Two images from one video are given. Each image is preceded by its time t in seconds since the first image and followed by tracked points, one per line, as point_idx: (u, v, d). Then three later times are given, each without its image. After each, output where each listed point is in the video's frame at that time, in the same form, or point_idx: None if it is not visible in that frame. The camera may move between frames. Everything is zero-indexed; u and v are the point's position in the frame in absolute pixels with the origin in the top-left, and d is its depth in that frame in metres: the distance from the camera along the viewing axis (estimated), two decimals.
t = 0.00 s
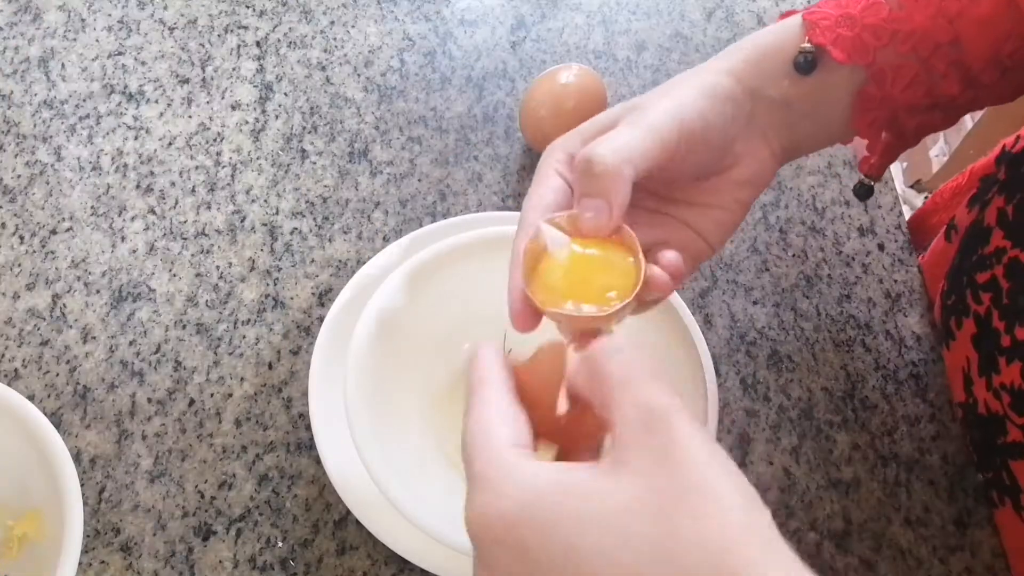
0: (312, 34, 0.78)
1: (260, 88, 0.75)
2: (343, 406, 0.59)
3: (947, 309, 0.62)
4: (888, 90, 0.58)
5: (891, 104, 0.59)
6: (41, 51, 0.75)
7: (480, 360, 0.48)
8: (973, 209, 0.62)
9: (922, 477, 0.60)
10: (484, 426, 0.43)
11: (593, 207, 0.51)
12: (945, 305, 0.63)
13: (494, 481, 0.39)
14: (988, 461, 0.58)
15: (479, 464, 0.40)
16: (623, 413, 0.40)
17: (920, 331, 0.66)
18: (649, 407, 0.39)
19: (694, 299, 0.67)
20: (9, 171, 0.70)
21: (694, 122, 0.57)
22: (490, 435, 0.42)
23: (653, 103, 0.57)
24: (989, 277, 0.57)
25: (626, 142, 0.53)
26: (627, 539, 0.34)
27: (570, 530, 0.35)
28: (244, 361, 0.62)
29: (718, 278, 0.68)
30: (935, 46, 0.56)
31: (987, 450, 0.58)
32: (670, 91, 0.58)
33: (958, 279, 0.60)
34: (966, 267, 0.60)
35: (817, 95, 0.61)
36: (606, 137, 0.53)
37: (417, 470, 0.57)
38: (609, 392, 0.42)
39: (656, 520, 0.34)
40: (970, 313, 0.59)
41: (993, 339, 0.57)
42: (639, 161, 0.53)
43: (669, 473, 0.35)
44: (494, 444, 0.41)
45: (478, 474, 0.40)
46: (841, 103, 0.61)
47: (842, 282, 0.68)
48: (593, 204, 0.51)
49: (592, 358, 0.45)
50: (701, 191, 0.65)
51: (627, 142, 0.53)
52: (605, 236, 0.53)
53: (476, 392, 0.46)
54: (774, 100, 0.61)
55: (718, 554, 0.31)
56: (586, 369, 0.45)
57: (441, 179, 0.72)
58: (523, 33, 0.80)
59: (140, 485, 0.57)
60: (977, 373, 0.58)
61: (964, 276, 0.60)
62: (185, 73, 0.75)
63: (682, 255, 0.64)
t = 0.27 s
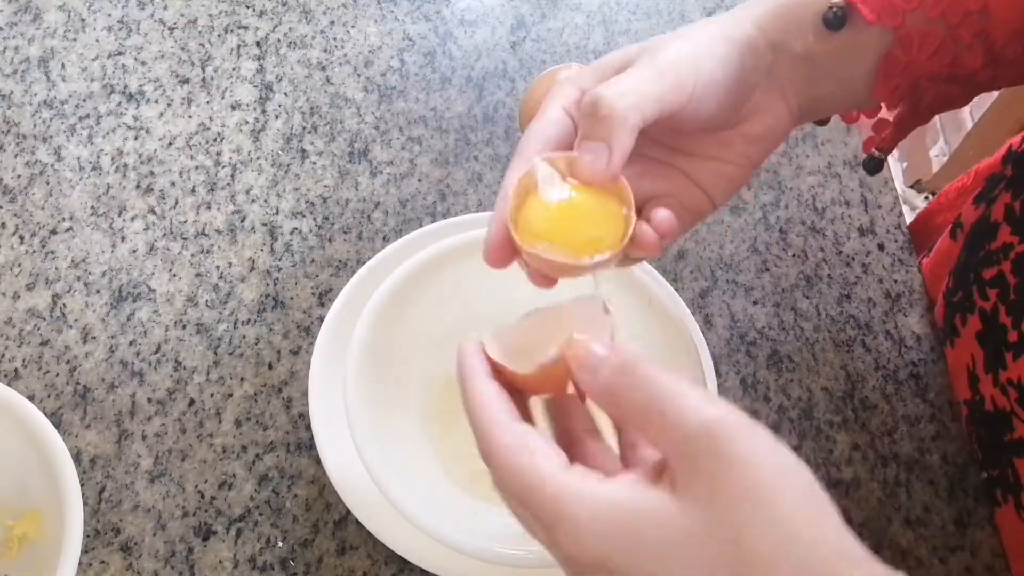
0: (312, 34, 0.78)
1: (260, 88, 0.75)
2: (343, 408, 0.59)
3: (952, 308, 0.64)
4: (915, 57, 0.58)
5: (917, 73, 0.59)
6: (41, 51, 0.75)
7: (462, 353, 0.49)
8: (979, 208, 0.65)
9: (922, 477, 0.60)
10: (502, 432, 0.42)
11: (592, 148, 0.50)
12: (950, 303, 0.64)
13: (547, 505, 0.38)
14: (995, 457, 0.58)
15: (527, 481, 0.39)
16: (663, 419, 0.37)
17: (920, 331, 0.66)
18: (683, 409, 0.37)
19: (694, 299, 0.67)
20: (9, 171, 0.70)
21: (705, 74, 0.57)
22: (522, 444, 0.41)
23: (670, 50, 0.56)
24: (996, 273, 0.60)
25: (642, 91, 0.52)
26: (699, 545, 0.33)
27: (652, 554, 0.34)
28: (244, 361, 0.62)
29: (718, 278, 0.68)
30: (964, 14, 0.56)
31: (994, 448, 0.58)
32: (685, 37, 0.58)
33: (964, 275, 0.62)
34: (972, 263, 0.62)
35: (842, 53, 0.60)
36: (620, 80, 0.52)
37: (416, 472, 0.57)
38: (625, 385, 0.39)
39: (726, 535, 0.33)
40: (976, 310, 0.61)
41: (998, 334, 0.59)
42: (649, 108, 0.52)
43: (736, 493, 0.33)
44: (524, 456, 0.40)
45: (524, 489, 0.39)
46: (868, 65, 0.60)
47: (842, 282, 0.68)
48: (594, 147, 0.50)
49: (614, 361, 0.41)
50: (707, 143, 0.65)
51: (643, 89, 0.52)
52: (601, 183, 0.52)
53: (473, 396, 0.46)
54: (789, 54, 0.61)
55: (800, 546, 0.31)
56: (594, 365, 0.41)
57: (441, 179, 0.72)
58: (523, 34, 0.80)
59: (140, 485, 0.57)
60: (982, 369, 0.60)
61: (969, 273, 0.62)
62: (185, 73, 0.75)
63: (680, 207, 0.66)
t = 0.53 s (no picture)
0: (312, 33, 0.78)
1: (260, 87, 0.75)
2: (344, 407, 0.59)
3: (953, 298, 0.64)
4: (916, 11, 0.58)
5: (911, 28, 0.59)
6: (41, 51, 0.75)
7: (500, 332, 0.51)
8: (981, 199, 0.65)
9: (921, 477, 0.60)
10: (549, 403, 0.46)
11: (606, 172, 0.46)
12: (951, 293, 0.65)
13: (587, 475, 0.42)
14: (996, 448, 0.58)
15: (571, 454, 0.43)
16: (699, 409, 0.41)
17: (920, 331, 0.66)
18: (723, 404, 0.41)
19: (694, 299, 0.67)
20: (10, 171, 0.70)
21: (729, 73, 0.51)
22: (568, 419, 0.45)
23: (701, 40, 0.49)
24: (998, 262, 0.61)
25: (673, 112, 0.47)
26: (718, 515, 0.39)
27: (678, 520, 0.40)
28: (244, 361, 0.62)
29: (718, 278, 0.68)
30: None
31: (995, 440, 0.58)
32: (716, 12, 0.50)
33: (966, 265, 0.63)
34: (974, 254, 0.63)
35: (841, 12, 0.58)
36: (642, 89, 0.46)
37: (415, 470, 0.57)
38: (660, 377, 0.44)
39: (745, 510, 0.39)
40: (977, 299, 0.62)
41: (1000, 324, 0.60)
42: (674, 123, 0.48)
43: (761, 479, 0.39)
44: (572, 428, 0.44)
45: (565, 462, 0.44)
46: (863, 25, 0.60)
47: (842, 282, 0.68)
48: (609, 170, 0.46)
49: (641, 353, 0.46)
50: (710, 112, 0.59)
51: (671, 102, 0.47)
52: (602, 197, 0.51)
53: (518, 371, 0.48)
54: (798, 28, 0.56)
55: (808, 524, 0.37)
56: (629, 356, 0.46)
57: (441, 179, 0.72)
58: (523, 34, 0.80)
59: (140, 485, 0.57)
60: (983, 359, 0.60)
61: (971, 263, 0.63)
62: (185, 73, 0.75)
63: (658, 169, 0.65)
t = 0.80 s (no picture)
0: (312, 33, 0.78)
1: (260, 87, 0.75)
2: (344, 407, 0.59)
3: (955, 293, 0.64)
4: None
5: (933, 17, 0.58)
6: (41, 51, 0.75)
7: (510, 339, 0.50)
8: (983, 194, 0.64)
9: (921, 477, 0.60)
10: (558, 413, 0.46)
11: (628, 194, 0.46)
12: (953, 289, 0.64)
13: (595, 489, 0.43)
14: (998, 443, 0.58)
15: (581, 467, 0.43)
16: (709, 420, 0.41)
17: (920, 331, 0.66)
18: (733, 417, 0.41)
19: (694, 299, 0.67)
20: (10, 171, 0.70)
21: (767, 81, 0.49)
22: (577, 431, 0.45)
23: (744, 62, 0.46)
24: (1001, 258, 0.60)
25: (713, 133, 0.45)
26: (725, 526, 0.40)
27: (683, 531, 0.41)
28: (244, 361, 0.62)
29: (718, 278, 0.68)
30: None
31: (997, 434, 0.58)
32: (763, 26, 0.47)
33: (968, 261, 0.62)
34: (977, 248, 0.62)
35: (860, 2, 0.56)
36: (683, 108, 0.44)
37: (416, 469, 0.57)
38: (671, 386, 0.43)
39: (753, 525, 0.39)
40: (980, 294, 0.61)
41: (1004, 320, 0.60)
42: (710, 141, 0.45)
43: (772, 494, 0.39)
44: (581, 441, 0.44)
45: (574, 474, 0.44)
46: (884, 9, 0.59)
47: (842, 282, 0.68)
48: (638, 194, 0.45)
49: (653, 360, 0.45)
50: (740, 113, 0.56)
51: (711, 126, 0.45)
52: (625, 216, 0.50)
53: (524, 377, 0.48)
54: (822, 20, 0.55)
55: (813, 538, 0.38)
56: (639, 365, 0.46)
57: (441, 180, 0.72)
58: (523, 34, 0.80)
59: (140, 485, 0.57)
60: (986, 354, 0.60)
61: (974, 258, 0.62)
62: (185, 73, 0.75)
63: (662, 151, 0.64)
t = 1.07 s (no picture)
0: (311, 33, 0.78)
1: (260, 87, 0.75)
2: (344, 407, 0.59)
3: (957, 301, 0.62)
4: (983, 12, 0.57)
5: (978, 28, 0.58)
6: (41, 51, 0.75)
7: (514, 358, 0.50)
8: (987, 203, 0.62)
9: (921, 477, 0.60)
10: (568, 441, 0.45)
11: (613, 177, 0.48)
12: (954, 296, 0.63)
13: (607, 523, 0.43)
14: (999, 452, 0.58)
15: (592, 499, 0.44)
16: (723, 451, 0.42)
17: (920, 331, 0.66)
18: (748, 449, 0.41)
19: (694, 299, 0.67)
20: (10, 171, 0.70)
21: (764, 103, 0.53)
22: (587, 460, 0.45)
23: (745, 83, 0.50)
24: (1006, 268, 0.58)
25: (697, 150, 0.49)
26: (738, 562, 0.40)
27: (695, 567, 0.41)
28: (244, 361, 0.62)
29: (718, 278, 0.68)
30: None
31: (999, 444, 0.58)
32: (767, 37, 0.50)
33: (971, 269, 0.60)
34: (981, 258, 0.60)
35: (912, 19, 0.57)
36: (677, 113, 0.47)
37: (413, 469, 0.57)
38: (685, 414, 0.44)
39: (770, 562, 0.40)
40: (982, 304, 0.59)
41: (1007, 330, 0.58)
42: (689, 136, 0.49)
43: (787, 529, 0.40)
44: (591, 471, 0.44)
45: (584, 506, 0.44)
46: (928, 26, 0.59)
47: (842, 282, 0.68)
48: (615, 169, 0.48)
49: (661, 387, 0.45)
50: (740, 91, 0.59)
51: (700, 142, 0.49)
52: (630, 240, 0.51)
53: (530, 402, 0.48)
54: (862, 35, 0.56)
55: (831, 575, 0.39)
56: (648, 390, 0.46)
57: (441, 180, 0.72)
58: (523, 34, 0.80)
59: (140, 485, 0.57)
60: (988, 363, 0.59)
61: (977, 267, 0.60)
62: (185, 73, 0.75)
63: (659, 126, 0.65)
